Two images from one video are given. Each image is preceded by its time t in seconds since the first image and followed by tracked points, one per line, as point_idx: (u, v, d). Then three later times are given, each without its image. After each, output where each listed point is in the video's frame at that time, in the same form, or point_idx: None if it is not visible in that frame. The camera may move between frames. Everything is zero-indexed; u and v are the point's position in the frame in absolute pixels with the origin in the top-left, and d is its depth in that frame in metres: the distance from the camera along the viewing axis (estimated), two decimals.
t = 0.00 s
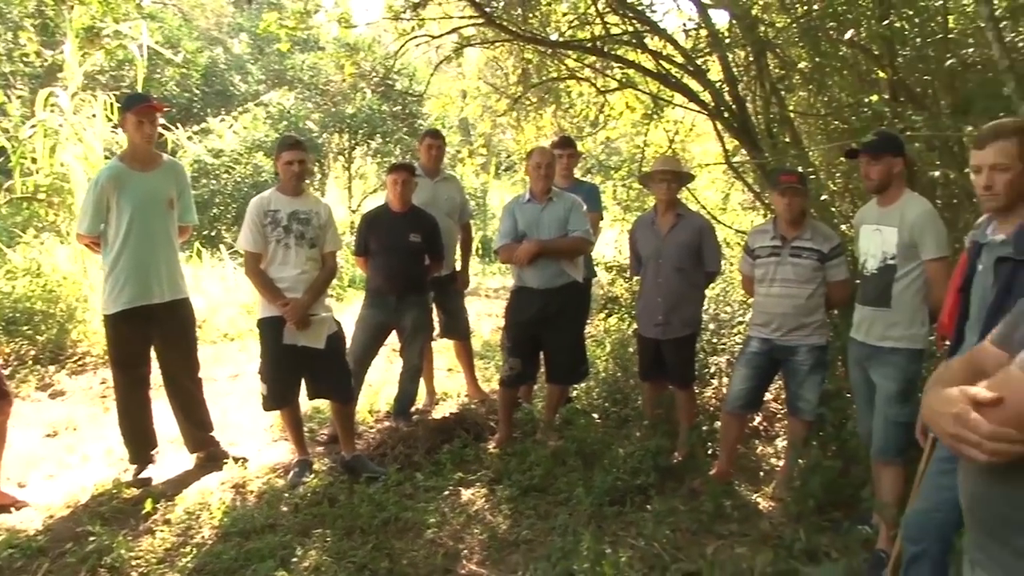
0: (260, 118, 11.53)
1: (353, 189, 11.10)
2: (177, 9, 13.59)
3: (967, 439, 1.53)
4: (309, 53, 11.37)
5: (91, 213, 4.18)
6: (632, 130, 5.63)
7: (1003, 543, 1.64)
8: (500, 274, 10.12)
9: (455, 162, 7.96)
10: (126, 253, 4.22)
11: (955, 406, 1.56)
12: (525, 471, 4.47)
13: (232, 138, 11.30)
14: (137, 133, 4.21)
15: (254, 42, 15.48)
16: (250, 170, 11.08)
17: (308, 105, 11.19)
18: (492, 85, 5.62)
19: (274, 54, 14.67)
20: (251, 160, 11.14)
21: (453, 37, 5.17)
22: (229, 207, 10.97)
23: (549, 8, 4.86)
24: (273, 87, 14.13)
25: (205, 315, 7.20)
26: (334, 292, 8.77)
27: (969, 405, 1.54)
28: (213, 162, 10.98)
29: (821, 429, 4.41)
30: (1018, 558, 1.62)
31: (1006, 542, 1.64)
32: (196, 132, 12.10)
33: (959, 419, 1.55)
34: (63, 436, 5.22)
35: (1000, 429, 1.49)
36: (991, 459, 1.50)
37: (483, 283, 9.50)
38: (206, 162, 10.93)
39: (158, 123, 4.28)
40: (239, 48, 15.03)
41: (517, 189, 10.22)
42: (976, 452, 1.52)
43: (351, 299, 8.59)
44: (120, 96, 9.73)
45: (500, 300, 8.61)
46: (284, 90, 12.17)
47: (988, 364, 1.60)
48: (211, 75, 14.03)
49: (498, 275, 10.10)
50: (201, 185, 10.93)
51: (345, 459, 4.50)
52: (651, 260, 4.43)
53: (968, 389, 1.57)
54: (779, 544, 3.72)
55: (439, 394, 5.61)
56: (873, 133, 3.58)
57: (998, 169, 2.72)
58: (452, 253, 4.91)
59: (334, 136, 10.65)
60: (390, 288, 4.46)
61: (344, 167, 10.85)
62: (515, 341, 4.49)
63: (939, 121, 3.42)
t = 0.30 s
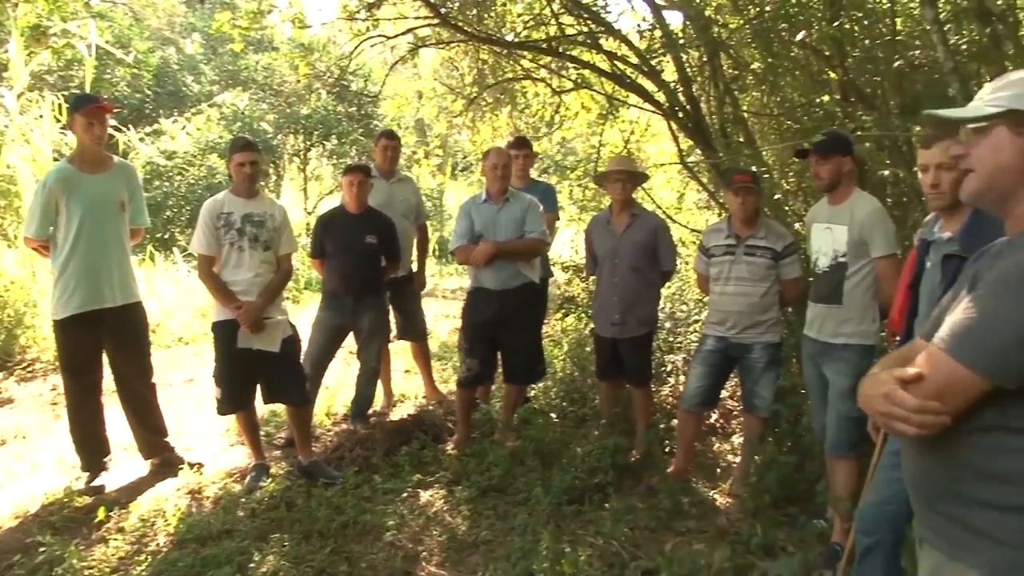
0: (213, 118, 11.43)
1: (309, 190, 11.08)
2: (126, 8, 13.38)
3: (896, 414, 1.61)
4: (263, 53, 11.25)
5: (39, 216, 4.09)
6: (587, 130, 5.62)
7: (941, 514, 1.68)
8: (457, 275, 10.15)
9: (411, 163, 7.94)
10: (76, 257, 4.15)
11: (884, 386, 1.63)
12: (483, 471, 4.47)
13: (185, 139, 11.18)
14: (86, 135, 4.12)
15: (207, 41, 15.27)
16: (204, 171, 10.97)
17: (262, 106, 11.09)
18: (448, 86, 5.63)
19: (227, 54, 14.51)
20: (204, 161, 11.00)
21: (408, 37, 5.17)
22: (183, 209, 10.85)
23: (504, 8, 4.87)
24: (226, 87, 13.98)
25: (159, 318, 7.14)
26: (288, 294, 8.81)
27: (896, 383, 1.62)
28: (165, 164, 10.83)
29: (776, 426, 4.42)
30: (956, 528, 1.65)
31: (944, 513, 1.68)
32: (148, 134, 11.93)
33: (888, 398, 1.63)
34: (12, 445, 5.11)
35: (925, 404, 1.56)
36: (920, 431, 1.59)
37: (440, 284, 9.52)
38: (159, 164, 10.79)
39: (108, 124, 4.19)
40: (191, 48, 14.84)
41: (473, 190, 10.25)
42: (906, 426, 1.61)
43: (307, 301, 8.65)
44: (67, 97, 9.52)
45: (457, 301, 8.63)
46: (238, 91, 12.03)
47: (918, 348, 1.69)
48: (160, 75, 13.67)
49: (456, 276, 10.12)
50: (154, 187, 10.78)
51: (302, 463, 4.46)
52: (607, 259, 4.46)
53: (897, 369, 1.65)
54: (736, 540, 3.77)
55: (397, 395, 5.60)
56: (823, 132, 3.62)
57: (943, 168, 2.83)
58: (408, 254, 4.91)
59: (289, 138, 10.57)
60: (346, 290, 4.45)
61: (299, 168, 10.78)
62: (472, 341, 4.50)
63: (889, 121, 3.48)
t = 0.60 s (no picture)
0: (169, 118, 11.35)
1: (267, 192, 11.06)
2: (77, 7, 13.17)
3: (836, 403, 1.65)
4: (220, 53, 11.14)
5: None
6: (545, 130, 5.68)
7: (888, 502, 1.69)
8: (417, 277, 10.15)
9: (369, 164, 7.91)
10: (28, 261, 4.08)
11: (824, 377, 1.67)
12: (445, 473, 4.46)
13: (140, 141, 11.06)
14: (37, 136, 4.05)
15: (161, 40, 15.06)
16: (160, 173, 10.88)
17: (219, 107, 11.00)
18: (406, 87, 5.61)
19: (182, 54, 14.36)
20: (160, 163, 10.92)
21: (366, 38, 5.17)
22: (138, 212, 10.73)
23: (463, 9, 4.87)
24: (183, 88, 13.82)
25: (114, 323, 7.08)
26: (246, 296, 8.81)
27: (836, 373, 1.66)
28: (120, 165, 10.68)
29: (735, 423, 4.52)
30: (902, 514, 1.66)
31: (891, 500, 1.69)
32: (102, 135, 11.77)
33: (828, 388, 1.67)
34: None
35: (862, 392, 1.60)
36: (859, 418, 1.62)
37: (400, 286, 9.52)
38: (113, 166, 10.65)
39: (59, 125, 4.12)
40: (146, 48, 14.63)
41: (433, 191, 10.26)
42: (847, 414, 1.64)
43: (265, 304, 8.68)
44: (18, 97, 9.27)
45: (417, 302, 8.64)
46: (194, 92, 11.90)
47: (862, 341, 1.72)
48: (115, 75, 13.57)
49: (415, 277, 10.13)
50: (108, 190, 10.64)
51: (261, 468, 4.41)
52: (566, 259, 4.48)
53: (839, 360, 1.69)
54: (696, 536, 3.80)
55: (357, 398, 5.59)
56: (778, 133, 3.68)
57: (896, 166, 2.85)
58: (367, 256, 4.91)
59: (246, 139, 10.49)
60: (305, 292, 4.44)
61: (257, 170, 10.71)
62: (432, 343, 4.49)
63: (843, 121, 3.53)
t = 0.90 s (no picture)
0: (127, 119, 11.20)
1: (229, 193, 10.98)
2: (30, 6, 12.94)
3: (783, 399, 1.66)
4: (178, 53, 11.01)
5: None
6: (508, 130, 5.70)
7: (837, 504, 1.72)
8: (379, 278, 10.14)
9: (331, 166, 7.88)
10: None
11: (774, 373, 1.68)
12: (408, 474, 4.44)
13: (97, 142, 10.91)
14: None
15: (118, 39, 14.85)
16: (118, 175, 10.77)
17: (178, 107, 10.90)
18: (368, 87, 5.58)
19: (140, 53, 14.18)
20: (118, 164, 10.81)
21: (326, 38, 5.17)
22: (96, 214, 10.59)
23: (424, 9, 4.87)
24: (141, 88, 13.65)
25: (73, 327, 6.98)
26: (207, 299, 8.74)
27: (786, 370, 1.67)
28: (77, 167, 10.52)
29: (698, 421, 4.61)
30: (848, 515, 1.68)
31: (840, 501, 1.72)
32: (59, 136, 11.58)
33: (776, 384, 1.68)
34: None
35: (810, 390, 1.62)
36: (805, 416, 1.63)
37: (362, 288, 9.50)
38: (70, 167, 10.49)
39: (13, 126, 4.04)
40: (103, 47, 14.42)
41: (395, 192, 10.25)
42: (794, 411, 1.65)
43: (227, 305, 8.64)
44: None
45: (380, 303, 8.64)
46: (153, 92, 11.76)
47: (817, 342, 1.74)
48: (71, 75, 13.38)
49: (378, 278, 10.12)
50: (65, 192, 10.49)
51: (224, 472, 4.37)
52: (528, 259, 4.49)
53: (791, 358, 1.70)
54: (660, 534, 3.81)
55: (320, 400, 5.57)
56: (738, 133, 3.69)
57: (853, 166, 2.86)
58: (329, 257, 4.89)
59: (206, 140, 10.41)
60: (267, 294, 4.42)
61: (218, 171, 10.62)
62: (395, 344, 4.48)
63: (801, 121, 3.52)
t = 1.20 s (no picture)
0: (92, 120, 11.05)
1: (195, 194, 10.89)
2: None
3: (750, 406, 1.67)
4: (143, 53, 10.89)
5: None
6: (477, 131, 5.74)
7: (801, 511, 1.74)
8: (348, 279, 10.12)
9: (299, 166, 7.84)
10: None
11: (741, 379, 1.68)
12: (379, 476, 4.43)
13: (61, 143, 10.76)
14: None
15: (81, 39, 14.65)
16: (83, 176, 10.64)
17: (144, 108, 10.79)
18: (335, 87, 5.56)
19: (104, 53, 14.01)
20: (83, 166, 10.68)
21: (293, 37, 5.19)
22: (60, 216, 10.45)
23: (393, 10, 4.88)
24: (106, 88, 13.47)
25: (36, 331, 6.89)
26: (175, 301, 8.66)
27: (754, 376, 1.67)
28: (41, 168, 10.37)
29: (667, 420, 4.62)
30: (811, 523, 1.71)
31: (804, 509, 1.74)
32: (21, 137, 11.41)
33: (743, 390, 1.69)
34: None
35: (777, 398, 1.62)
36: (770, 425, 1.65)
37: (331, 289, 9.48)
38: (33, 169, 10.33)
39: None
40: (66, 47, 14.21)
41: (364, 193, 10.23)
42: (760, 419, 1.66)
43: (195, 308, 8.57)
44: None
45: (349, 304, 8.62)
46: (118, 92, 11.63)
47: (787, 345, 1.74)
48: (32, 75, 13.18)
49: (347, 279, 10.10)
50: (28, 193, 10.33)
51: (192, 476, 4.34)
52: (496, 259, 4.49)
53: (760, 362, 1.70)
54: (631, 533, 3.83)
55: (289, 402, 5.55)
56: (704, 133, 3.71)
57: (818, 165, 2.86)
58: (298, 258, 4.87)
59: (173, 141, 10.31)
60: (236, 296, 4.40)
61: (186, 172, 10.53)
62: (363, 345, 4.46)
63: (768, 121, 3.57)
